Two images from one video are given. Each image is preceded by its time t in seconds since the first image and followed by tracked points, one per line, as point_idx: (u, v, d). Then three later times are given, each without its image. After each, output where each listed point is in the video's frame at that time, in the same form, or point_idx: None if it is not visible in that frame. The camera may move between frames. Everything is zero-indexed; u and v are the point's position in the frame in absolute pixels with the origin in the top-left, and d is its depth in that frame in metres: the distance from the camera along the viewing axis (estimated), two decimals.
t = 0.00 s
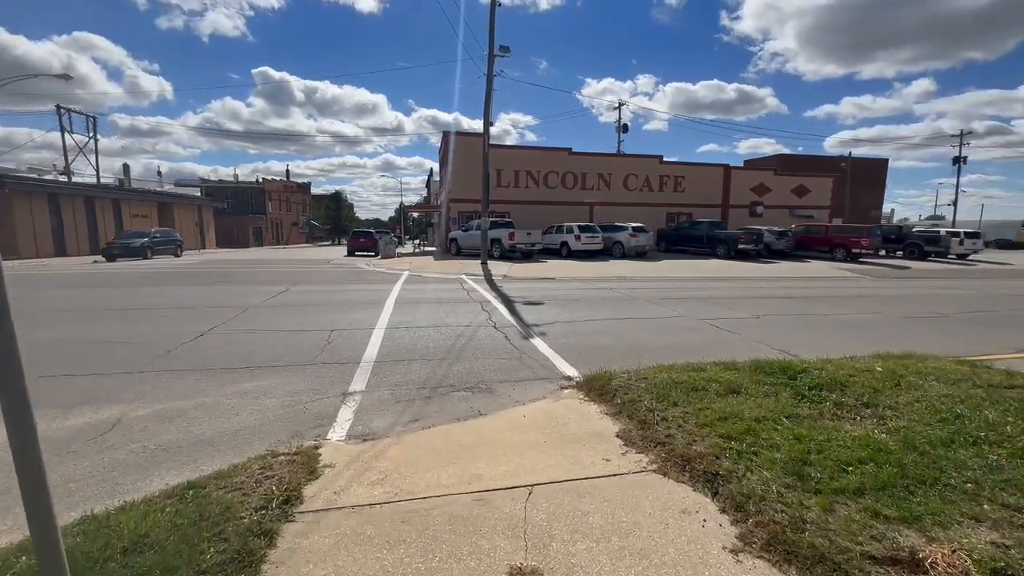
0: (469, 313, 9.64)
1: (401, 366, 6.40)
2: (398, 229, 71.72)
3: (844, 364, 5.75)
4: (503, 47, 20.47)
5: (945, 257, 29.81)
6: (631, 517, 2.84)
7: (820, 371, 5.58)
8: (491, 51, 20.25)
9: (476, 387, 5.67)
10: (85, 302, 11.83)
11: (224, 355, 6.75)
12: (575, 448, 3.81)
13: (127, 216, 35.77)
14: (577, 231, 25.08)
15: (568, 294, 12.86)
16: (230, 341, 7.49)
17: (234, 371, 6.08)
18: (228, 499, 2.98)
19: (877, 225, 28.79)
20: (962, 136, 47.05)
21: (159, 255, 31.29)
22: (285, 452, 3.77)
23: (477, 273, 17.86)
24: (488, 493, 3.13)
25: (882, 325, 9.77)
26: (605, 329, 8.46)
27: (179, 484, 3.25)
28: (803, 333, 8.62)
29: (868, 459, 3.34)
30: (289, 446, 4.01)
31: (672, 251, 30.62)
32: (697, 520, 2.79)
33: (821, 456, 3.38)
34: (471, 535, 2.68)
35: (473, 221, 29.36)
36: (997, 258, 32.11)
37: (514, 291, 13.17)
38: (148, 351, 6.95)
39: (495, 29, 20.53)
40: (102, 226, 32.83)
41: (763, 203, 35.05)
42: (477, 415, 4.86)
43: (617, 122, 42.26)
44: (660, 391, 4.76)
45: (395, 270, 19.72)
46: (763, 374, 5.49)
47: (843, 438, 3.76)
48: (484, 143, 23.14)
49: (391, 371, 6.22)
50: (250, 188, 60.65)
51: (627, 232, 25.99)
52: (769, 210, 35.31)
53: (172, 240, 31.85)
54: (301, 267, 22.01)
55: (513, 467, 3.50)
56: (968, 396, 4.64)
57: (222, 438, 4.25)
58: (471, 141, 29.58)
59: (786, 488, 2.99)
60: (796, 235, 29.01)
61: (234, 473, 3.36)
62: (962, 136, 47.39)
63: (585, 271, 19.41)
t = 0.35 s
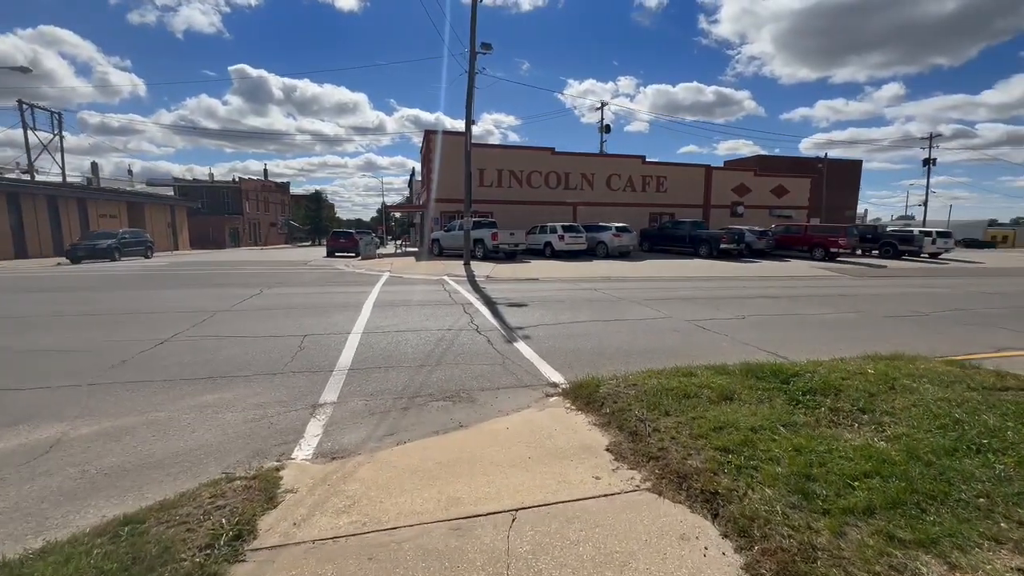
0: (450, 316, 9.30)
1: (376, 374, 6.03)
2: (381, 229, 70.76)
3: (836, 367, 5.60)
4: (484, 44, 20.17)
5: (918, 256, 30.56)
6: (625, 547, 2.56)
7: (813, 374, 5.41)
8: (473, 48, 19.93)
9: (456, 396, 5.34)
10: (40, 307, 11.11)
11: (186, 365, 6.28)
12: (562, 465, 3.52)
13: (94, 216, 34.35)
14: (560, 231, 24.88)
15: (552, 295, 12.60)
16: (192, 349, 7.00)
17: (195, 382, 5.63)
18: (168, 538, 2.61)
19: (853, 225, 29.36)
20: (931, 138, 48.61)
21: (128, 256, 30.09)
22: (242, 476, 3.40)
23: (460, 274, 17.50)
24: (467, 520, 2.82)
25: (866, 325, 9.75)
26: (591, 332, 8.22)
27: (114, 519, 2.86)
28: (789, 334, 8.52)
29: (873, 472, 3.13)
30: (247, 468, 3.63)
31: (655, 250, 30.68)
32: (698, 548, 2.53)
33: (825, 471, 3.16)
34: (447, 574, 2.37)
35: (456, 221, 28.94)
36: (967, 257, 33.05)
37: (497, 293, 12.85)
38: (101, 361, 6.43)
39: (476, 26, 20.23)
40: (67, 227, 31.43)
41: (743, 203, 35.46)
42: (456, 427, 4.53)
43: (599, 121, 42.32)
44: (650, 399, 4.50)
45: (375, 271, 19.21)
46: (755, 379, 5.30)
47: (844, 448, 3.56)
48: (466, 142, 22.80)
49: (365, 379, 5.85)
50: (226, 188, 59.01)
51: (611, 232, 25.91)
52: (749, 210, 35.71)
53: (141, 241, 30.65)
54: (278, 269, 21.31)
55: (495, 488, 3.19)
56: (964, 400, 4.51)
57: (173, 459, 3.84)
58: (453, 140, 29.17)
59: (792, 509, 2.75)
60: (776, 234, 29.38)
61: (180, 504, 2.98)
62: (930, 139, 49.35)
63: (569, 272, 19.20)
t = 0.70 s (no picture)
0: (436, 320, 8.99)
1: (357, 383, 5.71)
2: (367, 229, 69.93)
3: (834, 372, 5.44)
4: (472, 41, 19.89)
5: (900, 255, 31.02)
6: None
7: (811, 379, 5.23)
8: (460, 45, 19.63)
9: (441, 406, 5.05)
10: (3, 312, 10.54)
11: (153, 375, 5.89)
12: (554, 484, 3.27)
13: (68, 216, 33.25)
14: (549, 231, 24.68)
15: (541, 296, 12.36)
16: (161, 358, 6.59)
17: (161, 394, 5.26)
18: None
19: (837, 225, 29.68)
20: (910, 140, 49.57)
21: (104, 257, 29.16)
22: (202, 504, 3.08)
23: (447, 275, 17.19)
24: (449, 553, 2.55)
25: (856, 326, 9.68)
26: (581, 335, 7.99)
27: (50, 559, 2.53)
28: (781, 336, 8.40)
29: (885, 489, 2.94)
30: (209, 493, 3.30)
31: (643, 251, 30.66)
32: None
33: (835, 488, 2.96)
34: None
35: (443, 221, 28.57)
36: (946, 256, 33.68)
37: (485, 294, 12.57)
38: (60, 372, 6.00)
39: (462, 23, 19.94)
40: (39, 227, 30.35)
41: (729, 203, 35.67)
42: (441, 441, 4.24)
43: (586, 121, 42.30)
44: (646, 409, 4.28)
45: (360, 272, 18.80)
46: (752, 385, 5.10)
47: (850, 461, 3.37)
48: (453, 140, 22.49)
49: (345, 389, 5.53)
50: (207, 187, 57.71)
51: (599, 232, 25.79)
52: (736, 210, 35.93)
53: (118, 241, 29.69)
54: (260, 271, 20.74)
55: (482, 513, 2.93)
56: (967, 406, 4.36)
57: (128, 484, 3.50)
58: (440, 139, 28.81)
59: (805, 534, 2.54)
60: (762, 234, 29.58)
61: (127, 540, 2.66)
62: (909, 140, 50.35)
63: (557, 272, 19.00)
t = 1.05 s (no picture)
0: (431, 322, 8.70)
1: (349, 389, 5.41)
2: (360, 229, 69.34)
3: (848, 375, 5.23)
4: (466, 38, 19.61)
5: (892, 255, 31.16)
6: None
7: (825, 383, 5.01)
8: (454, 43, 19.33)
9: (438, 415, 4.76)
10: None
11: (131, 382, 5.55)
12: (565, 503, 3.01)
13: (52, 215, 32.50)
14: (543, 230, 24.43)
15: (538, 297, 12.11)
16: (140, 364, 6.24)
17: (138, 403, 4.92)
18: None
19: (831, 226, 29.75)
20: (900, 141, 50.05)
21: (90, 258, 28.52)
22: (177, 532, 2.78)
23: (442, 275, 16.88)
24: None
25: (859, 326, 9.53)
26: (581, 337, 7.75)
27: None
28: (785, 338, 8.21)
29: (924, 506, 2.72)
30: (186, 518, 3.00)
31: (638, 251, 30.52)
32: None
33: (872, 507, 2.73)
34: None
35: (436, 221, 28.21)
36: (938, 256, 33.90)
37: (481, 295, 12.28)
38: (31, 380, 5.63)
39: (456, 20, 19.66)
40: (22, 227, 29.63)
41: (723, 203, 35.67)
42: (440, 453, 3.96)
43: (580, 121, 42.11)
44: (657, 418, 4.03)
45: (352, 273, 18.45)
46: (765, 390, 4.87)
47: (882, 474, 3.15)
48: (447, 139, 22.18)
49: (336, 396, 5.22)
50: (196, 186, 56.82)
51: (594, 232, 25.60)
52: (730, 210, 35.95)
53: (104, 242, 29.03)
54: (249, 271, 20.28)
55: (489, 538, 2.66)
56: (993, 413, 4.15)
57: (96, 505, 3.18)
58: (434, 138, 28.47)
59: (846, 562, 2.32)
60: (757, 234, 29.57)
61: None
62: (899, 141, 50.76)
63: (553, 273, 18.77)
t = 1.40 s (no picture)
0: (428, 325, 8.44)
1: (342, 399, 5.14)
2: (354, 229, 68.84)
3: (862, 382, 5.03)
4: (461, 36, 19.34)
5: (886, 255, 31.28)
6: None
7: (840, 391, 4.81)
8: (449, 41, 19.05)
9: (438, 426, 4.51)
10: None
11: (111, 393, 5.24)
12: (580, 528, 2.77)
13: (37, 216, 31.83)
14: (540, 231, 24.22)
15: (536, 299, 11.89)
16: (122, 372, 5.93)
17: (118, 416, 4.63)
18: None
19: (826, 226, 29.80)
20: (892, 141, 50.41)
21: (76, 259, 27.93)
22: (153, 566, 2.51)
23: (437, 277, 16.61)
24: None
25: (862, 328, 9.39)
26: (583, 341, 7.53)
27: None
28: (790, 341, 8.04)
29: (969, 530, 2.52)
30: (164, 549, 2.73)
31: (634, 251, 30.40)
32: None
33: (912, 532, 2.53)
34: None
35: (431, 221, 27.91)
36: (931, 256, 34.08)
37: (478, 297, 12.03)
38: (5, 390, 5.32)
39: (451, 18, 19.38)
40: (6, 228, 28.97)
41: (719, 203, 35.66)
42: (441, 469, 3.71)
43: (575, 120, 41.97)
44: (671, 430, 3.81)
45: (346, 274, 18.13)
46: (779, 399, 4.66)
47: (916, 493, 2.95)
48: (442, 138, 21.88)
49: (330, 406, 4.96)
50: (187, 186, 56.06)
51: (590, 232, 25.43)
52: (725, 211, 35.97)
53: (91, 242, 28.45)
54: (241, 273, 19.89)
55: (499, 571, 2.42)
56: (1020, 422, 3.96)
57: (66, 534, 2.91)
58: (428, 137, 28.16)
59: None
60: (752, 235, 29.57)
61: None
62: (892, 141, 51.05)
63: (550, 274, 18.56)
